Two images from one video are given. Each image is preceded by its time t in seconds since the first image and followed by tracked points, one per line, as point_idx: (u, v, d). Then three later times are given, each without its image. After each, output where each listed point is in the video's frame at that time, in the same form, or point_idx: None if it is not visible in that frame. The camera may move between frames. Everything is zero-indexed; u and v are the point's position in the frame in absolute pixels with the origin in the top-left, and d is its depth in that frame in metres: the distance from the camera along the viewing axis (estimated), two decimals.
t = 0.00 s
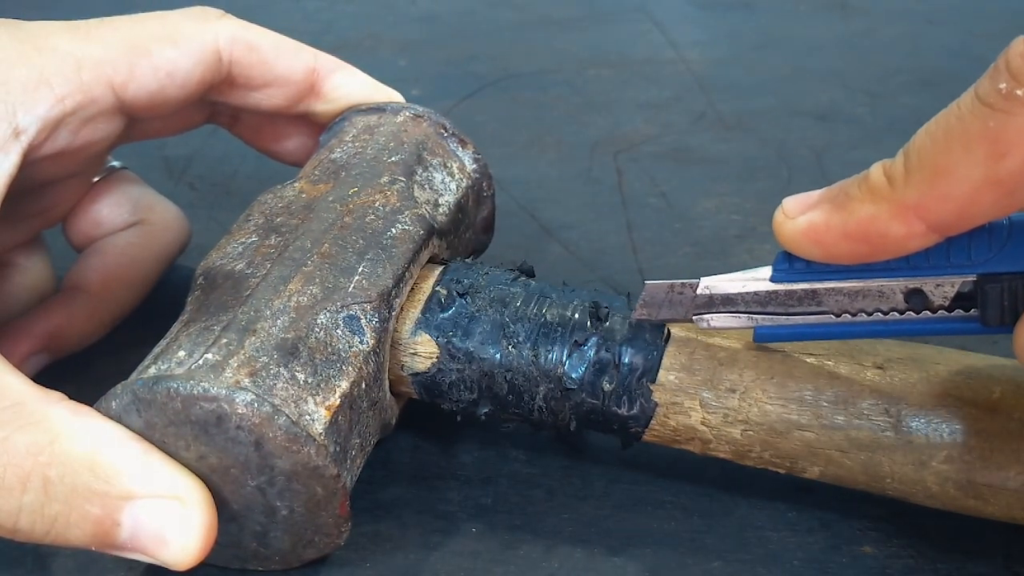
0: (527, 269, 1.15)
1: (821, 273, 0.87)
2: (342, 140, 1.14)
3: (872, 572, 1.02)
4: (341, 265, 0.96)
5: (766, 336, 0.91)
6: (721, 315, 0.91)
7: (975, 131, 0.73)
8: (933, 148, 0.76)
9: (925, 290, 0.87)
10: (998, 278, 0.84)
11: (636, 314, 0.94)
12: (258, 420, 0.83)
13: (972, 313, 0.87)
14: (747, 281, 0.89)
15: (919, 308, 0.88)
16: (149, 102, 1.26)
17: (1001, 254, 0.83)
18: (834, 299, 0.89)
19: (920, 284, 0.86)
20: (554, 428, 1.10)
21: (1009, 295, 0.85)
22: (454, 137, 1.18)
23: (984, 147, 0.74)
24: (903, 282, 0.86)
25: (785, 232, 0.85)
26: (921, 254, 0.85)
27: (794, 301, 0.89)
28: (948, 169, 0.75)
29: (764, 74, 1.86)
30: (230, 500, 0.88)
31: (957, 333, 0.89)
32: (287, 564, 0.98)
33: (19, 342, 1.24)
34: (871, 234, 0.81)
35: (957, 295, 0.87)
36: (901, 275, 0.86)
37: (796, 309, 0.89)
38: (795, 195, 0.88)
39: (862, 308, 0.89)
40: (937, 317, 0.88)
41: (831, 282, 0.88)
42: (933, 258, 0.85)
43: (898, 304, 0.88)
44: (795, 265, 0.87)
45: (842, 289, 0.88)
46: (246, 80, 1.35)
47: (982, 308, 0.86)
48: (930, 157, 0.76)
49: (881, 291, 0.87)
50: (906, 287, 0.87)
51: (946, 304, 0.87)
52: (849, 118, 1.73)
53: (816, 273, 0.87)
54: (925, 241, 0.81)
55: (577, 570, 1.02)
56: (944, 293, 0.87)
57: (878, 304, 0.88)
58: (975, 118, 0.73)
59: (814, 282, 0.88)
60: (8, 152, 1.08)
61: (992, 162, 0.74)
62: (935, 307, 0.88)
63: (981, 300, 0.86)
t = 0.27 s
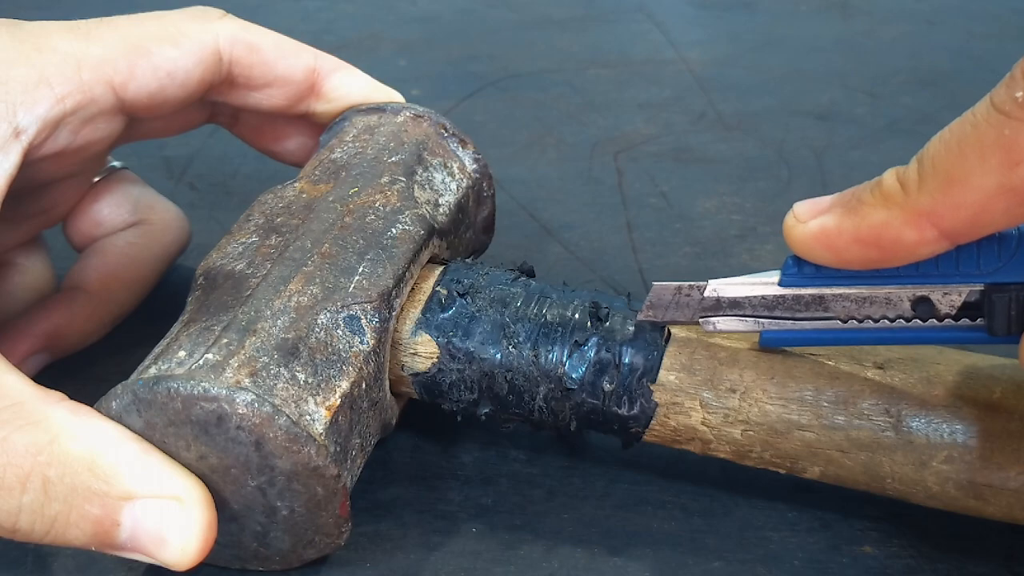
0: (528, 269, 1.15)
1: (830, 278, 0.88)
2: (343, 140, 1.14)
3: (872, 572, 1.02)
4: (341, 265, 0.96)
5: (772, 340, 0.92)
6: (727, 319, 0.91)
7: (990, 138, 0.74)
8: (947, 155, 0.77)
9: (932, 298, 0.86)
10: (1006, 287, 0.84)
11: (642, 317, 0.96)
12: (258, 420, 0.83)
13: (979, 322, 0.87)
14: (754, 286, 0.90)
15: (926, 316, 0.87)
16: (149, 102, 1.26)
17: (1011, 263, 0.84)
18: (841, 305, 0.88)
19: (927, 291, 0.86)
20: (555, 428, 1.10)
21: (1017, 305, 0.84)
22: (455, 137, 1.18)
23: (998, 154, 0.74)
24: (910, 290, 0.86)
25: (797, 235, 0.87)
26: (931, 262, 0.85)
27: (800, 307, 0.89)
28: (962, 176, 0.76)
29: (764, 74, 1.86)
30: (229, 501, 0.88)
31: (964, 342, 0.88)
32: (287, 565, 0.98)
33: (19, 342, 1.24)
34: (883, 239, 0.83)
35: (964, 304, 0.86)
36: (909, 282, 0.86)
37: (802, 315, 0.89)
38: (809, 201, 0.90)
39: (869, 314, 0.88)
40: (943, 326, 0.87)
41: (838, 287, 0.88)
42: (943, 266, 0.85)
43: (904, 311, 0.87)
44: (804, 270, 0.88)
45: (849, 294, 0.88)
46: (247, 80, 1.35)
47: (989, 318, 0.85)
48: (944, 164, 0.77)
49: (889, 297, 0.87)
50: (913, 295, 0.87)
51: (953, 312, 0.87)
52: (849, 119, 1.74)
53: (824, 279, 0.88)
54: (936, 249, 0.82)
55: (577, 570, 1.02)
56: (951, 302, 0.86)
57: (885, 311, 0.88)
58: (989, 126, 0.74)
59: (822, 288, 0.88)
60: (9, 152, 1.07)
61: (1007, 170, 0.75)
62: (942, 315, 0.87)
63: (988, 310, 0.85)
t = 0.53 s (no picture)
0: (528, 269, 1.15)
1: (839, 283, 0.88)
2: (343, 140, 1.14)
3: (872, 572, 1.02)
4: (341, 265, 0.96)
5: (779, 344, 0.93)
6: (734, 322, 0.92)
7: (1004, 147, 0.74)
8: (961, 163, 0.77)
9: (939, 306, 0.87)
10: (1014, 298, 0.84)
11: (647, 319, 0.98)
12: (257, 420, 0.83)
13: (986, 333, 0.87)
14: (762, 289, 0.90)
15: (933, 325, 0.88)
16: (149, 102, 1.26)
17: (1020, 274, 0.84)
18: (848, 311, 0.89)
19: (935, 300, 0.87)
20: (555, 428, 1.10)
21: None
22: (455, 137, 1.18)
23: (1013, 163, 0.75)
24: (919, 298, 0.87)
25: (807, 240, 0.87)
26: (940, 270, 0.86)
27: (808, 312, 0.89)
28: (975, 185, 0.77)
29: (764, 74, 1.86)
30: (230, 501, 0.88)
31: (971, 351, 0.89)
32: (287, 565, 0.98)
33: (19, 341, 1.24)
34: (895, 246, 0.83)
35: (971, 314, 0.87)
36: (917, 290, 0.87)
37: (810, 320, 0.90)
38: (818, 206, 0.90)
39: (876, 321, 0.89)
40: (951, 335, 0.88)
41: (847, 294, 0.88)
42: (952, 274, 0.85)
43: (911, 320, 0.88)
44: (813, 276, 0.88)
45: (857, 301, 0.88)
46: (247, 80, 1.35)
47: (996, 328, 0.85)
48: (958, 172, 0.77)
49: (896, 305, 0.88)
50: (921, 303, 0.87)
51: (960, 322, 0.87)
52: (849, 118, 1.74)
53: (833, 285, 0.88)
54: (947, 257, 0.82)
55: (577, 570, 1.02)
56: (958, 311, 0.87)
57: (892, 319, 0.88)
58: (1004, 134, 0.74)
59: (830, 294, 0.89)
60: (10, 151, 1.07)
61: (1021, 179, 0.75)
62: (949, 324, 0.87)
63: (995, 320, 0.85)
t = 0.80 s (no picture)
0: (527, 269, 1.14)
1: (856, 288, 0.89)
2: (343, 140, 1.14)
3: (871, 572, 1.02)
4: (341, 265, 0.96)
5: (795, 349, 0.93)
6: (749, 327, 0.93)
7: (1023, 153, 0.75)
8: (980, 169, 0.78)
9: (957, 312, 0.87)
10: None
11: (664, 321, 0.99)
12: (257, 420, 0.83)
13: (1004, 338, 0.87)
14: (778, 295, 0.91)
15: (951, 330, 0.88)
16: (150, 102, 1.26)
17: None
18: (865, 317, 0.89)
19: (953, 306, 0.87)
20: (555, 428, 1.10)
21: None
22: (455, 137, 1.18)
23: None
24: (937, 304, 0.87)
25: (825, 244, 0.88)
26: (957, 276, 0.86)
27: (825, 317, 0.90)
28: (994, 189, 0.78)
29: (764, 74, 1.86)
30: (230, 501, 0.88)
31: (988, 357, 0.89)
32: (287, 564, 0.98)
33: (18, 341, 1.24)
34: (913, 250, 0.83)
35: (989, 319, 0.87)
36: (935, 296, 0.87)
37: (826, 325, 0.91)
38: (837, 211, 0.91)
39: (894, 326, 0.89)
40: (968, 341, 0.88)
41: (865, 299, 0.89)
42: (970, 280, 0.86)
43: (929, 325, 0.88)
44: (831, 281, 0.89)
45: (874, 306, 0.89)
46: (248, 80, 1.35)
47: (1014, 334, 0.85)
48: (976, 177, 0.78)
49: (914, 310, 0.88)
50: (939, 309, 0.87)
51: (978, 327, 0.87)
52: (849, 118, 1.74)
53: (850, 290, 0.89)
54: (966, 263, 0.83)
55: (577, 570, 1.02)
56: (976, 317, 0.87)
57: (910, 324, 0.89)
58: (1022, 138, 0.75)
59: (847, 299, 0.89)
60: (11, 152, 1.07)
61: None
62: (967, 330, 0.87)
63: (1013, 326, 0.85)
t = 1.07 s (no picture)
0: (526, 269, 1.14)
1: (855, 282, 0.88)
2: (343, 140, 1.14)
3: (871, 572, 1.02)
4: (341, 265, 0.96)
5: (796, 346, 0.93)
6: (751, 324, 0.93)
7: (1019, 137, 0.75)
8: (976, 155, 0.77)
9: (957, 304, 0.87)
10: None
11: (663, 321, 0.99)
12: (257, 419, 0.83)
13: (1004, 330, 0.87)
14: (780, 292, 0.91)
15: (951, 322, 0.88)
16: (151, 102, 1.26)
17: None
18: (866, 311, 0.89)
19: (953, 298, 0.87)
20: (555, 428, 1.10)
21: None
22: (454, 137, 1.18)
23: None
24: (936, 296, 0.87)
25: (824, 238, 0.87)
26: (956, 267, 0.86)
27: (825, 312, 0.90)
28: (991, 175, 0.77)
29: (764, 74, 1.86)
30: (230, 501, 0.88)
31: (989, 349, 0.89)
32: (287, 565, 0.98)
33: (19, 341, 1.24)
34: (912, 240, 0.83)
35: (989, 311, 0.87)
36: (934, 287, 0.86)
37: (828, 320, 0.90)
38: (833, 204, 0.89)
39: (894, 320, 0.89)
40: (968, 333, 0.88)
41: (864, 293, 0.88)
42: (969, 270, 0.85)
43: (929, 318, 0.88)
44: (831, 275, 0.88)
45: (874, 300, 0.89)
46: (248, 80, 1.35)
47: (1014, 325, 0.86)
48: (973, 165, 0.77)
49: (914, 303, 0.88)
50: (939, 301, 0.87)
51: (978, 320, 0.87)
52: (849, 118, 1.74)
53: (850, 284, 0.88)
54: (965, 250, 0.82)
55: (577, 570, 1.02)
56: (977, 309, 0.87)
57: (910, 318, 0.89)
58: (1018, 123, 0.74)
59: (847, 294, 0.89)
60: (12, 152, 1.07)
61: None
62: (968, 322, 0.88)
63: (1013, 317, 0.85)
